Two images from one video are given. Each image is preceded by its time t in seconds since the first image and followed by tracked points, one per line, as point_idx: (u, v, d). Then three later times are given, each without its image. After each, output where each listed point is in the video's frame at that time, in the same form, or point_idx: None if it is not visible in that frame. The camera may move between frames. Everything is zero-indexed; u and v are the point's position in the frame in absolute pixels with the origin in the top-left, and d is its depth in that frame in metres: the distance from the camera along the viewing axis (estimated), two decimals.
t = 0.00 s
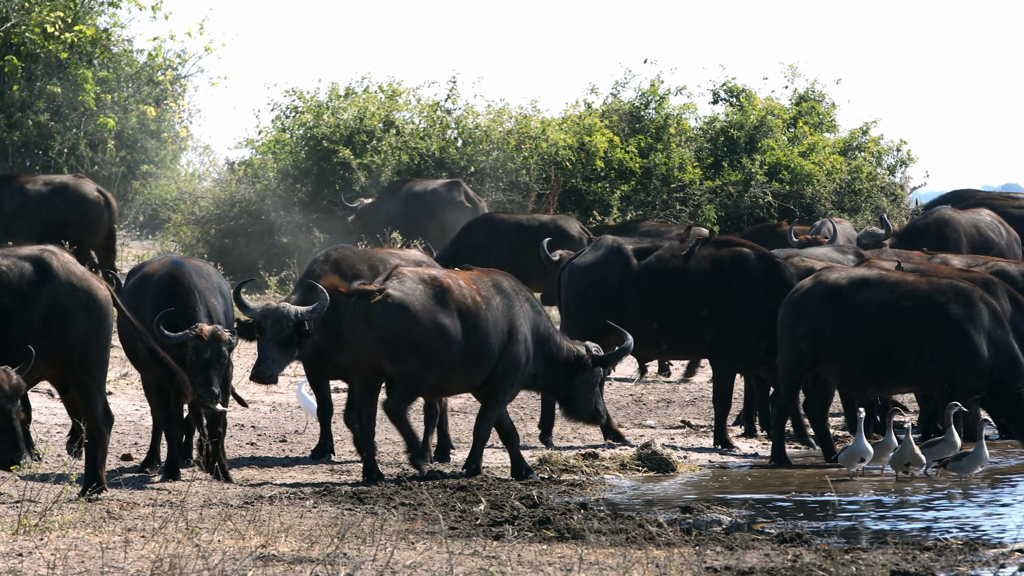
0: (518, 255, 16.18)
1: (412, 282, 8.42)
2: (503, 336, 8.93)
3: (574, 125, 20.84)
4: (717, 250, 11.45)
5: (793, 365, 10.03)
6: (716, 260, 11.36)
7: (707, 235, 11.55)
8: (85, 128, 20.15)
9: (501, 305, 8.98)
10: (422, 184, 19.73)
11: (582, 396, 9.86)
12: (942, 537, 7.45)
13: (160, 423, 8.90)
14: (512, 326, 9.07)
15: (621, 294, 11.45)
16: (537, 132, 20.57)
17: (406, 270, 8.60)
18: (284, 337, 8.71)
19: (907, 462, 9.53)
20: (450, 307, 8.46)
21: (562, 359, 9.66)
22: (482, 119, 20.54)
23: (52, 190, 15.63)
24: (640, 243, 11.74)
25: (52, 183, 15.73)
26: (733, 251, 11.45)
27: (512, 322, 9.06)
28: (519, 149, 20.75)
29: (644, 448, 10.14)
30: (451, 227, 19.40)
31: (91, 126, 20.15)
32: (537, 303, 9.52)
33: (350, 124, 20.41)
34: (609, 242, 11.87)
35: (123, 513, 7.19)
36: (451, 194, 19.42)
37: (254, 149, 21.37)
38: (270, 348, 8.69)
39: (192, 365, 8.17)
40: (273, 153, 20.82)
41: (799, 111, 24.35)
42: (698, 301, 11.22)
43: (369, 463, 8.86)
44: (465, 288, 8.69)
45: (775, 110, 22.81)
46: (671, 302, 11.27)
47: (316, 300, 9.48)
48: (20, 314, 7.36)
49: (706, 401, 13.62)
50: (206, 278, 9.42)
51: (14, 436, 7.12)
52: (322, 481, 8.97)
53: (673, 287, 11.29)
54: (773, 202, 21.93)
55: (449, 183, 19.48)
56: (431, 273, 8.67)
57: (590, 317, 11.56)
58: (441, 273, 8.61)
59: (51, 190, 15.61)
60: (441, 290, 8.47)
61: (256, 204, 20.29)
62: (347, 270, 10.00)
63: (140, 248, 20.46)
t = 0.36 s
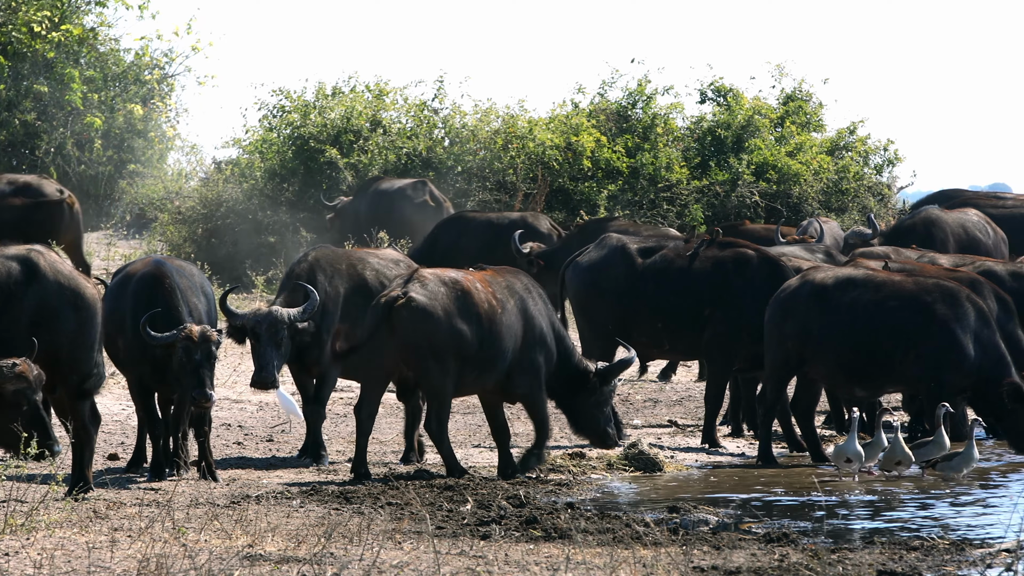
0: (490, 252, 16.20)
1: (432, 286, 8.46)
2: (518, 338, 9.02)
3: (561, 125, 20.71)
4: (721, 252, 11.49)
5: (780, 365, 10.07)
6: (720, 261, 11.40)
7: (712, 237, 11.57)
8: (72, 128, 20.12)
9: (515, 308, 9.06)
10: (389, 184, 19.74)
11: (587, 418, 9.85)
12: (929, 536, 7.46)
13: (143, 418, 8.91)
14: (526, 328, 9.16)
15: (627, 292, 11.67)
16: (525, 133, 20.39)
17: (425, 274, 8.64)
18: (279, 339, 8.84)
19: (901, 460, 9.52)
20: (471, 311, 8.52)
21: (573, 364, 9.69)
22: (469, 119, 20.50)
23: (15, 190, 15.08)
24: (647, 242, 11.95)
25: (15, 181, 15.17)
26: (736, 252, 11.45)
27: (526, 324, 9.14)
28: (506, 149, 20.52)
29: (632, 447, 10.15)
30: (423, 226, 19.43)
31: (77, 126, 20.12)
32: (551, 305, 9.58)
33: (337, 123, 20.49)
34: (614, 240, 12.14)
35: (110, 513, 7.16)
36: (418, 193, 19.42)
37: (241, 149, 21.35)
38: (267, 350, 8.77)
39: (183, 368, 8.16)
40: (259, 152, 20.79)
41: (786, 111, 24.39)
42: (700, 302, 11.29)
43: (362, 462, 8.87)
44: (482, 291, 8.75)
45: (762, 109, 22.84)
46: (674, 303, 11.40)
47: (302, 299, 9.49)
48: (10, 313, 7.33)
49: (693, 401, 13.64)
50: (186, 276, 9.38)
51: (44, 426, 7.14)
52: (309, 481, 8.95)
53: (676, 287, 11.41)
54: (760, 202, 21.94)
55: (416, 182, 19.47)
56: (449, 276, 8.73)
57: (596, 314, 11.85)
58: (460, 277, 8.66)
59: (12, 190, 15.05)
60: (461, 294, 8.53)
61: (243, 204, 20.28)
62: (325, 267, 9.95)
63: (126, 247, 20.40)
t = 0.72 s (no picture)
0: (464, 250, 16.28)
1: (446, 282, 8.49)
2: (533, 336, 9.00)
3: (546, 124, 20.67)
4: (718, 251, 11.55)
5: (763, 364, 10.10)
6: (717, 259, 11.45)
7: (709, 236, 11.63)
8: (56, 127, 20.33)
9: (531, 306, 9.05)
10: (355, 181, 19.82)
11: (605, 423, 9.78)
12: (915, 536, 7.48)
13: (124, 414, 8.85)
14: (542, 327, 9.15)
15: (625, 292, 11.73)
16: (509, 132, 20.31)
17: (439, 270, 8.68)
18: (281, 341, 8.79)
19: (884, 460, 9.54)
20: (485, 307, 8.53)
21: (589, 367, 9.66)
22: (453, 118, 20.43)
23: None
24: (644, 241, 12.01)
25: None
26: (733, 251, 11.52)
27: (541, 324, 9.13)
28: (490, 148, 20.43)
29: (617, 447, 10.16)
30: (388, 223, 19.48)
31: (61, 124, 20.28)
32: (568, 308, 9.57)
33: (322, 123, 20.48)
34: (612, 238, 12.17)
35: (94, 512, 7.12)
36: (381, 190, 19.48)
37: (226, 148, 21.33)
38: (269, 352, 8.72)
39: (194, 376, 8.30)
40: (244, 152, 20.79)
41: (771, 111, 24.45)
42: (697, 301, 11.29)
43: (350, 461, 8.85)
44: (496, 288, 8.76)
45: (746, 109, 22.90)
46: (672, 302, 11.40)
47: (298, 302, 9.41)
48: None
49: (678, 400, 13.64)
50: (175, 281, 9.30)
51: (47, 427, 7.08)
52: (293, 480, 8.92)
53: (674, 286, 11.42)
54: (744, 201, 21.97)
55: (379, 180, 19.53)
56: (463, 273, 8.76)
57: (595, 313, 11.87)
58: (473, 274, 8.69)
59: None
60: (475, 290, 8.54)
61: (227, 203, 20.25)
62: (315, 266, 9.93)
63: (110, 246, 20.38)
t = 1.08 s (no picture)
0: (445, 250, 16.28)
1: (450, 280, 8.52)
2: (544, 334, 8.94)
3: (529, 124, 20.64)
4: (709, 250, 11.60)
5: (747, 364, 10.11)
6: (708, 259, 11.51)
7: (699, 235, 11.66)
8: (40, 126, 20.26)
9: (542, 305, 9.01)
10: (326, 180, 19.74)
11: (628, 432, 9.49)
12: (899, 535, 7.49)
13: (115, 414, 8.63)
14: (555, 325, 9.08)
15: (616, 292, 11.72)
16: (493, 131, 20.27)
17: (445, 269, 8.72)
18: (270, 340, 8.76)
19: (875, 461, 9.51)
20: (489, 304, 8.52)
21: (607, 367, 9.48)
22: (437, 117, 20.34)
23: None
24: (635, 240, 11.97)
25: None
26: (723, 251, 11.59)
27: (555, 323, 9.07)
28: (474, 147, 20.38)
29: (600, 447, 10.17)
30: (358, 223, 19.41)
31: (46, 124, 20.26)
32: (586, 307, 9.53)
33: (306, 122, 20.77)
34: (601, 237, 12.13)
35: (78, 511, 7.09)
36: (352, 191, 19.31)
37: (209, 147, 21.31)
38: (258, 351, 8.69)
39: (217, 393, 8.17)
40: (228, 151, 21.07)
41: (755, 110, 24.51)
42: (690, 301, 11.33)
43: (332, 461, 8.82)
44: (504, 285, 8.74)
45: (730, 108, 22.93)
46: (665, 302, 11.40)
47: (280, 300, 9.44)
48: None
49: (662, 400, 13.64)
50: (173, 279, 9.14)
51: (21, 434, 7.11)
52: (276, 480, 8.87)
53: (664, 285, 11.43)
54: (728, 200, 21.99)
55: (351, 181, 19.37)
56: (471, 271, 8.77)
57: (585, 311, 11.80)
58: (480, 271, 8.70)
59: None
60: (479, 287, 8.54)
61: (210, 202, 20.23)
62: (292, 266, 9.90)
63: (94, 245, 20.32)
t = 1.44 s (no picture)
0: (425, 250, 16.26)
1: (445, 281, 8.56)
2: (545, 333, 8.90)
3: (512, 123, 20.62)
4: (694, 250, 11.65)
5: (731, 363, 10.15)
6: (693, 259, 11.56)
7: (684, 235, 11.69)
8: (22, 125, 20.16)
9: (544, 305, 8.98)
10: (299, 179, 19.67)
11: (656, 430, 9.58)
12: (883, 535, 7.50)
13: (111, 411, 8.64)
14: (558, 324, 9.02)
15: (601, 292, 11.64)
16: (475, 130, 20.22)
17: (442, 270, 8.76)
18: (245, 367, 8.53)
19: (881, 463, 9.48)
20: (484, 305, 8.53)
21: (627, 364, 9.49)
22: (420, 116, 20.25)
23: None
24: (620, 239, 11.90)
25: None
26: (708, 250, 11.65)
27: (559, 322, 9.02)
28: (456, 147, 20.28)
29: (584, 446, 10.18)
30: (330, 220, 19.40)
31: (28, 123, 20.16)
32: (597, 307, 9.47)
33: (288, 121, 20.71)
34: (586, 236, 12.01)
35: (60, 510, 7.06)
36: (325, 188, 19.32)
37: (192, 147, 21.24)
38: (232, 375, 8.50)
39: (237, 398, 8.20)
40: (210, 150, 20.88)
41: (738, 109, 24.57)
42: (676, 300, 11.41)
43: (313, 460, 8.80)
44: (501, 286, 8.73)
45: (712, 108, 22.96)
46: (652, 302, 11.43)
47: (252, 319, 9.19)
48: None
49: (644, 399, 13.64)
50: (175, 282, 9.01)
51: None
52: (259, 480, 8.83)
53: (650, 285, 11.46)
54: (711, 200, 22.01)
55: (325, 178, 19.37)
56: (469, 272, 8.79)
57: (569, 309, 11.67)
58: (478, 272, 8.72)
59: None
60: (474, 288, 8.55)
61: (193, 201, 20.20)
62: (261, 269, 9.80)
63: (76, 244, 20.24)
